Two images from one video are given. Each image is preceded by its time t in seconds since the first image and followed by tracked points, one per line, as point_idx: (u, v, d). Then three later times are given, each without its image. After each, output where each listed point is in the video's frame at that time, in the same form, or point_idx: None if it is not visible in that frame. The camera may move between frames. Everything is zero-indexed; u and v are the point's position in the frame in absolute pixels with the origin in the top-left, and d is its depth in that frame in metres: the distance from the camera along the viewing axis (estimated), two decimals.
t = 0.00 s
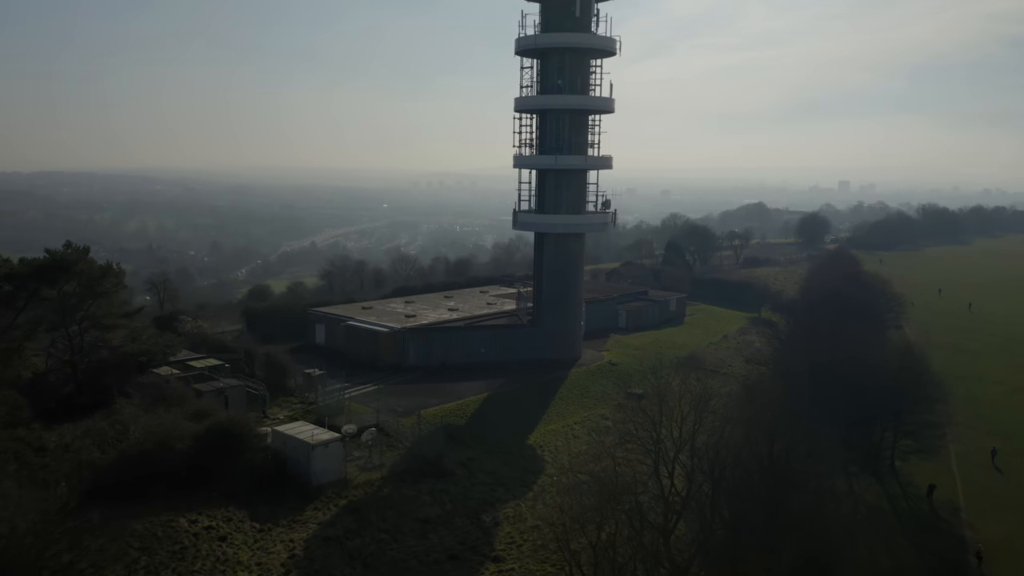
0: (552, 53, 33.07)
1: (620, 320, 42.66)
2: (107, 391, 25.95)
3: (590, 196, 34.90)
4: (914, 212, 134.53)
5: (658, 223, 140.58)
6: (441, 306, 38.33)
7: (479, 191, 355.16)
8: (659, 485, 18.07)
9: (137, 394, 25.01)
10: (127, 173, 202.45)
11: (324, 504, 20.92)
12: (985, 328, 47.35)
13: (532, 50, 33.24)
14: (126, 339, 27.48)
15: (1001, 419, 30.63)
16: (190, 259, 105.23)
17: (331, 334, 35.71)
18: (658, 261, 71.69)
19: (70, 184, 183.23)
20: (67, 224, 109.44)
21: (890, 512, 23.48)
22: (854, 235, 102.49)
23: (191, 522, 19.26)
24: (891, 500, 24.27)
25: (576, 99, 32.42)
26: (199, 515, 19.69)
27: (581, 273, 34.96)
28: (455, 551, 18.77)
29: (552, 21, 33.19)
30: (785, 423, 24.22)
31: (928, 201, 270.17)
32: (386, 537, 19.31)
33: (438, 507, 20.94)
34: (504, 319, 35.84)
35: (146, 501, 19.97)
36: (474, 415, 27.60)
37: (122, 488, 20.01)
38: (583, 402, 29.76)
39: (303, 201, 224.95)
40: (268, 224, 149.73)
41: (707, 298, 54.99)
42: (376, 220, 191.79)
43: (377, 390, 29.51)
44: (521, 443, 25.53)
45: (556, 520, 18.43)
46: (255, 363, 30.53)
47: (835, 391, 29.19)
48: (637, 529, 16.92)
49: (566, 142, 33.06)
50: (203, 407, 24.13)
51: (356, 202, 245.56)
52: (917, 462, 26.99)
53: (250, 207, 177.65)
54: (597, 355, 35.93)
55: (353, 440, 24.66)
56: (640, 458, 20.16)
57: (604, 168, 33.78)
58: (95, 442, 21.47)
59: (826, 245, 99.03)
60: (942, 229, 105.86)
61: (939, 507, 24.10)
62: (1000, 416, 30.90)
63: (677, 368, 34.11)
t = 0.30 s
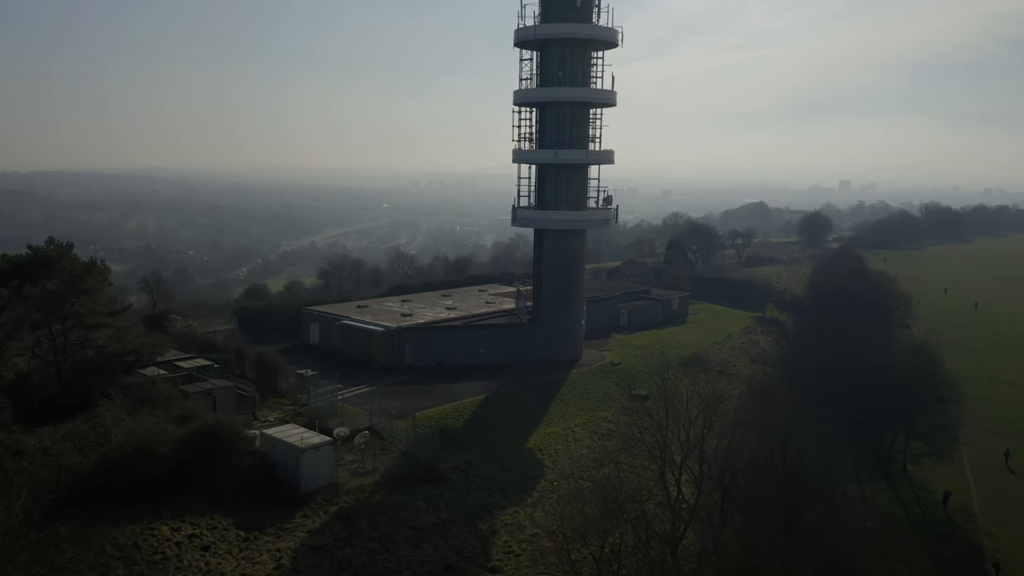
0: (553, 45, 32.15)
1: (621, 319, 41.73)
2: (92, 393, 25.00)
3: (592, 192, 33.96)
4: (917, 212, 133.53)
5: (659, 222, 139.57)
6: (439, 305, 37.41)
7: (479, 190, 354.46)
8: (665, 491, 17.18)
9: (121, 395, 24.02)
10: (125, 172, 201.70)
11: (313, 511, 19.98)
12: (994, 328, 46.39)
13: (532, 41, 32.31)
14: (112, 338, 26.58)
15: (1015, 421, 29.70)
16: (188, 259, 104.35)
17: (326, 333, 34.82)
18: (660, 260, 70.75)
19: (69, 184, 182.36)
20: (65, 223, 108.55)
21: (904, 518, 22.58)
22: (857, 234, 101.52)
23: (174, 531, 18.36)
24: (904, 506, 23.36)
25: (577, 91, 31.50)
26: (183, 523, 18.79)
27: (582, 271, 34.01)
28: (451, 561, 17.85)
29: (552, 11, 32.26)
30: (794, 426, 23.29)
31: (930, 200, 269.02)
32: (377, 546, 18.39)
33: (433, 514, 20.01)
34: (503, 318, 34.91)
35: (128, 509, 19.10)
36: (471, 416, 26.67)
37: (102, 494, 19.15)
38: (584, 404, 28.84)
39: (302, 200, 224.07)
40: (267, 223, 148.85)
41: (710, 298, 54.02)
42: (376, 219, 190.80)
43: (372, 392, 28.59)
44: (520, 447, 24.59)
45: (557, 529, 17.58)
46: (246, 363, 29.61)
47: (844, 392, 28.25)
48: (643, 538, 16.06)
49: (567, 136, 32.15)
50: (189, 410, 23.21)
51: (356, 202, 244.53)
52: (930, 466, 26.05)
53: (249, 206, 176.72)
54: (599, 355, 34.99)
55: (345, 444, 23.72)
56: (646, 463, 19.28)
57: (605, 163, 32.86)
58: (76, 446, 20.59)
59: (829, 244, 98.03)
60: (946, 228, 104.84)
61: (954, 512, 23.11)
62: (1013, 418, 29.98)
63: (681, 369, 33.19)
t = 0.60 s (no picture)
0: (553, 36, 31.17)
1: (623, 319, 40.78)
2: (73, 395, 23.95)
3: (593, 188, 32.98)
4: (918, 211, 132.58)
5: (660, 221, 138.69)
6: (436, 305, 36.45)
7: (479, 190, 353.31)
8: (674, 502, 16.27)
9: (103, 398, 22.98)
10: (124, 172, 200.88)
11: (301, 521, 18.99)
12: (1003, 328, 45.42)
13: (531, 33, 31.32)
14: (95, 339, 25.59)
15: None
16: (185, 258, 103.41)
17: (320, 333, 33.88)
18: (661, 259, 69.77)
19: (68, 184, 181.47)
20: (62, 222, 107.61)
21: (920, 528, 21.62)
22: (860, 232, 100.56)
23: (153, 542, 17.39)
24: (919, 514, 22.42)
25: (577, 84, 30.52)
26: (163, 533, 17.83)
27: (583, 269, 33.03)
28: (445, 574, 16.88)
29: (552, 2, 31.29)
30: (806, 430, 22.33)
31: (932, 199, 268.05)
32: (368, 558, 17.42)
33: (427, 523, 19.04)
34: (502, 318, 33.93)
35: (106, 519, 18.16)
36: (468, 419, 25.70)
37: (81, 503, 18.15)
38: (585, 407, 27.86)
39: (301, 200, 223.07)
40: (265, 223, 147.94)
41: (713, 297, 53.05)
42: (376, 219, 189.81)
43: (365, 394, 27.62)
44: (518, 452, 23.63)
45: (560, 541, 16.69)
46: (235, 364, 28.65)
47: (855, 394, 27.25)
48: (651, 552, 15.16)
49: (568, 130, 31.18)
50: (173, 413, 22.26)
51: (356, 202, 243.58)
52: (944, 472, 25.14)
53: (249, 206, 175.80)
54: (600, 356, 34.03)
55: (337, 448, 22.74)
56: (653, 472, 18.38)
57: (607, 158, 31.88)
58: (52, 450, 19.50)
59: (832, 243, 97.10)
60: (949, 227, 103.87)
61: (971, 521, 22.14)
62: None
63: (685, 370, 32.25)
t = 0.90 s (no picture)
0: (553, 27, 30.11)
1: (625, 319, 39.71)
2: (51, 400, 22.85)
3: (595, 184, 31.92)
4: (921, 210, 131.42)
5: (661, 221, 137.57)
6: (433, 304, 35.38)
7: (479, 189, 352.10)
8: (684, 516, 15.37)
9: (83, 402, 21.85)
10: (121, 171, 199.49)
11: (286, 534, 17.94)
12: (1014, 328, 44.27)
13: (531, 23, 30.27)
14: (76, 340, 24.25)
15: None
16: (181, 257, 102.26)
17: (312, 333, 32.84)
18: (663, 258, 68.66)
19: (65, 183, 180.66)
20: (59, 221, 106.57)
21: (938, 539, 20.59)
22: (864, 232, 99.54)
23: (128, 557, 16.32)
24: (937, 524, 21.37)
25: (579, 76, 29.47)
26: (139, 547, 16.79)
27: (585, 268, 31.95)
28: None
29: None
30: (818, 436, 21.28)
31: (933, 199, 267.01)
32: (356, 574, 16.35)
33: (420, 536, 17.98)
34: (501, 318, 32.86)
35: (80, 531, 17.13)
36: (465, 424, 24.64)
37: (53, 515, 17.09)
38: (586, 412, 26.75)
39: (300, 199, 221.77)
40: (263, 222, 146.81)
41: (717, 297, 52.00)
42: (375, 219, 188.73)
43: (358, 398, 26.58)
44: (517, 458, 22.57)
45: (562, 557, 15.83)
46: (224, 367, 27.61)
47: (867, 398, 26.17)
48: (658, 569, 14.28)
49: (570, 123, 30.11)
50: (155, 419, 21.24)
51: (355, 201, 242.59)
52: (961, 479, 24.09)
53: (247, 206, 174.77)
54: (602, 357, 32.97)
55: (326, 456, 21.70)
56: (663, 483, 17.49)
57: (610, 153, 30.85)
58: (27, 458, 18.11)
59: (835, 243, 96.05)
60: (953, 226, 102.66)
61: (992, 531, 21.09)
62: None
63: (691, 373, 31.26)
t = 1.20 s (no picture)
0: (553, 17, 29.00)
1: (627, 320, 38.59)
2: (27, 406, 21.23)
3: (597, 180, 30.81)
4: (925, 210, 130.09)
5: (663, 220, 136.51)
6: (429, 305, 34.28)
7: (479, 190, 351.16)
8: (697, 537, 14.54)
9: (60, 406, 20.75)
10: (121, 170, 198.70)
11: (268, 550, 16.86)
12: None
13: (530, 13, 29.16)
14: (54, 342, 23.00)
15: None
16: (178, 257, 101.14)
17: (304, 335, 31.78)
18: (666, 258, 67.53)
19: (64, 182, 179.61)
20: (56, 220, 105.54)
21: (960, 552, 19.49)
22: (868, 231, 98.41)
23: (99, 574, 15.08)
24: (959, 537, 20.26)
25: (580, 68, 28.37)
26: (112, 564, 15.57)
27: (586, 267, 30.82)
28: None
29: None
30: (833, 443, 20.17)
31: (936, 198, 265.97)
32: None
33: (411, 552, 16.85)
34: (500, 319, 31.73)
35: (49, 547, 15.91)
36: (461, 430, 23.51)
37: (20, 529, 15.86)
38: (588, 417, 25.61)
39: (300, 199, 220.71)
40: (262, 222, 145.68)
41: (721, 298, 50.84)
42: (376, 218, 187.68)
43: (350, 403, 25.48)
44: (515, 467, 21.45)
45: None
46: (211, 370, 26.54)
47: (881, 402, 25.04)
48: None
49: (571, 117, 29.00)
50: (134, 425, 20.13)
51: (355, 201, 241.51)
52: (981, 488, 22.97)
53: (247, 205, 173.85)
54: (604, 360, 31.83)
55: (314, 465, 20.62)
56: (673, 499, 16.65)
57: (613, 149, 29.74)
58: None
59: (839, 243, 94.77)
60: (958, 226, 101.38)
61: (1017, 544, 19.97)
62: None
63: (697, 377, 30.16)
